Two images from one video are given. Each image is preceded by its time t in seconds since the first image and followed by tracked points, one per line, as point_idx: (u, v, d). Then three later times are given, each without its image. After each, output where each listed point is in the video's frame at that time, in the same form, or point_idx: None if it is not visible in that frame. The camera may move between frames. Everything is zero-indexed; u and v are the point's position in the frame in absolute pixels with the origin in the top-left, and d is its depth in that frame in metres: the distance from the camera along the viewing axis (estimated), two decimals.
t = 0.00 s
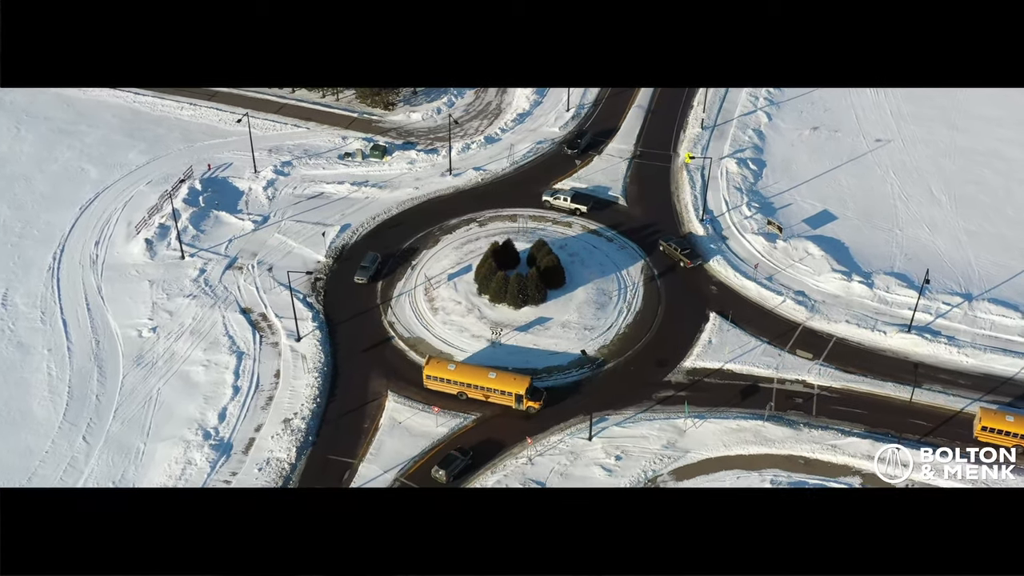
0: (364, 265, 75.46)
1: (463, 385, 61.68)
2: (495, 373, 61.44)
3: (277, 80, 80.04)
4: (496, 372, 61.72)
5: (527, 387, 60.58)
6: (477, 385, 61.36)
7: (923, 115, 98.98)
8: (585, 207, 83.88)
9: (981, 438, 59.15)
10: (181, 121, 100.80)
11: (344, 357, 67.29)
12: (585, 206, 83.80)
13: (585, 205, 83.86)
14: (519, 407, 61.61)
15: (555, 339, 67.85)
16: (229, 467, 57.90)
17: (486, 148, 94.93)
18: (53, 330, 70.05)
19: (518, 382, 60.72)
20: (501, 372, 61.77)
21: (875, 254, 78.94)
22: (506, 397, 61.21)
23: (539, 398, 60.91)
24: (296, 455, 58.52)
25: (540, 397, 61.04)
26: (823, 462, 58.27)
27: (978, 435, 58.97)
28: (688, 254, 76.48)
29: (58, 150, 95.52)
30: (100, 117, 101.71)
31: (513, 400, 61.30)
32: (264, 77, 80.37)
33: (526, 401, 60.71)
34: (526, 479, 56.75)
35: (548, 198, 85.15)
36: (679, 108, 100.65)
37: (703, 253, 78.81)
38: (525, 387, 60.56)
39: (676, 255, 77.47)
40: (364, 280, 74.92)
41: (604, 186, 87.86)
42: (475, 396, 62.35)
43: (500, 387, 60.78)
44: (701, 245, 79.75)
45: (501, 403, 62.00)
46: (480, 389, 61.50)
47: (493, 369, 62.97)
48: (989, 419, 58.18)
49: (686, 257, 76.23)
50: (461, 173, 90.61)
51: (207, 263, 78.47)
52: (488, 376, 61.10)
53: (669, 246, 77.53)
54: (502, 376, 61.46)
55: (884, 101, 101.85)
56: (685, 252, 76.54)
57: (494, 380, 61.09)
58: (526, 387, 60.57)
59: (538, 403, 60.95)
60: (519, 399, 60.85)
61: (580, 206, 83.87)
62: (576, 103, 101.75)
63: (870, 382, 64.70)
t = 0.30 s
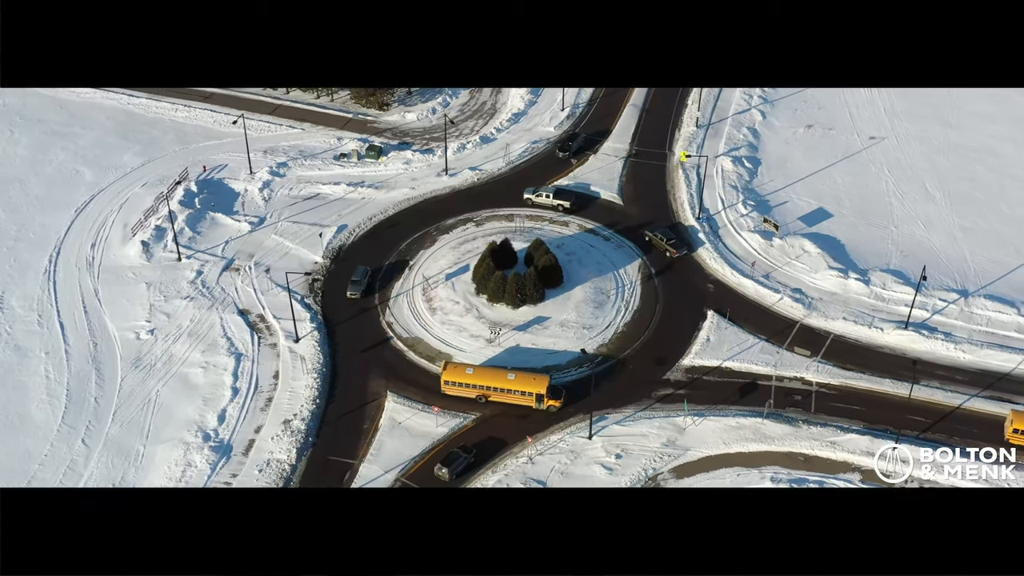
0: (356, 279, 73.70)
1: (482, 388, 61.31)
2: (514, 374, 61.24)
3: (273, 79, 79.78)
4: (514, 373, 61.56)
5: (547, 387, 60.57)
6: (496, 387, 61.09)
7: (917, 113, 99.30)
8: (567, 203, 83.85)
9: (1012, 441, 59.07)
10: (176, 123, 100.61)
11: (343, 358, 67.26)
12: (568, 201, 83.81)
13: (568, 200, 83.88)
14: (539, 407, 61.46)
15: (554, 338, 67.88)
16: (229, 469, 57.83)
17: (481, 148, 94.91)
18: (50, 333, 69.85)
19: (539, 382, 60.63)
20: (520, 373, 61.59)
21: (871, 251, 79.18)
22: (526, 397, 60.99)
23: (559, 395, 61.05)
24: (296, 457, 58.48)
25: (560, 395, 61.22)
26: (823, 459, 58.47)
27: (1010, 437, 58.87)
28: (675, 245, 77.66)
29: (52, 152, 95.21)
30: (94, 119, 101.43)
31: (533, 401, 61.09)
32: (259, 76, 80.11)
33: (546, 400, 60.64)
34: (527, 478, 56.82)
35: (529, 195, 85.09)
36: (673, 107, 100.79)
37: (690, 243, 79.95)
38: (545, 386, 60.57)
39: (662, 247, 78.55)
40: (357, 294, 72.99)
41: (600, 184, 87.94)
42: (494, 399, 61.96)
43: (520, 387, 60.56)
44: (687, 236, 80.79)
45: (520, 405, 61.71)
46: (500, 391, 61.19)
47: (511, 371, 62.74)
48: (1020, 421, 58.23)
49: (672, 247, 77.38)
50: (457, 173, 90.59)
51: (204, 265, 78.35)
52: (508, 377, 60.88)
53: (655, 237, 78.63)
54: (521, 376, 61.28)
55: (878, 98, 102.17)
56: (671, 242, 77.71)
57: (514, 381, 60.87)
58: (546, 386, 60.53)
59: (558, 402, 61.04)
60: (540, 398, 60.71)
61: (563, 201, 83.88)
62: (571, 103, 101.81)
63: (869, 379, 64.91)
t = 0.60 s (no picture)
0: (349, 293, 72.02)
1: (502, 390, 61.19)
2: (533, 374, 61.29)
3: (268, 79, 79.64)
4: (533, 372, 61.55)
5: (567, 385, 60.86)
6: (517, 388, 61.01)
7: (911, 110, 99.60)
8: (550, 199, 84.64)
9: None
10: (170, 124, 100.38)
11: (341, 358, 67.21)
12: (550, 198, 84.63)
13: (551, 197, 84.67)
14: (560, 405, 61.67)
15: (552, 337, 67.93)
16: (229, 469, 57.77)
17: (477, 148, 94.89)
18: (47, 336, 69.64)
19: (558, 380, 60.79)
20: (539, 372, 61.60)
21: (867, 248, 79.37)
22: (548, 396, 61.10)
23: (579, 394, 61.64)
24: (296, 457, 58.43)
25: (579, 392, 61.84)
26: (821, 455, 58.67)
27: None
28: (660, 234, 78.97)
29: (47, 154, 94.91)
30: (88, 120, 101.14)
31: (553, 399, 61.20)
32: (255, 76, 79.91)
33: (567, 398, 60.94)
34: (528, 477, 56.91)
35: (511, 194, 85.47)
36: (668, 105, 100.92)
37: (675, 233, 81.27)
38: (566, 384, 60.79)
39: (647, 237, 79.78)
40: (352, 309, 71.28)
41: (596, 183, 88.01)
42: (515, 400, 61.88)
43: (541, 387, 60.60)
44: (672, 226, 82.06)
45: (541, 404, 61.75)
46: (520, 392, 61.11)
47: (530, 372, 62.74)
48: None
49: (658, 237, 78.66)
50: (453, 173, 90.54)
51: (201, 266, 78.20)
52: (528, 378, 60.89)
53: (641, 228, 79.82)
54: (540, 376, 61.29)
55: (872, 96, 102.47)
56: (656, 232, 79.01)
57: (533, 381, 60.94)
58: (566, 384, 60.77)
59: (578, 399, 61.59)
60: (560, 396, 60.91)
61: (547, 198, 84.60)
62: (566, 102, 101.88)
63: (867, 375, 65.11)
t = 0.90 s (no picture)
0: (346, 310, 70.17)
1: (523, 390, 60.89)
2: (552, 373, 60.89)
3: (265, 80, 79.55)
4: (553, 371, 61.22)
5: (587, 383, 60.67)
6: (537, 388, 60.79)
7: (905, 108, 99.91)
8: (531, 197, 85.36)
9: None
10: (165, 125, 100.15)
11: (340, 359, 67.15)
12: (531, 196, 85.30)
13: (531, 195, 85.34)
14: (579, 402, 61.68)
15: (551, 336, 67.95)
16: (229, 470, 57.70)
17: (472, 147, 94.88)
18: (44, 338, 69.43)
19: (579, 379, 60.57)
20: (559, 371, 61.19)
21: (863, 245, 79.58)
22: (569, 394, 61.00)
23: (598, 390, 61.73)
24: (296, 457, 58.39)
25: (598, 390, 61.83)
26: (820, 452, 58.83)
27: None
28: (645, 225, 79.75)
29: (41, 156, 94.63)
30: (83, 122, 100.86)
31: (574, 397, 61.14)
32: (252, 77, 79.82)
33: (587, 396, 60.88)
34: (528, 475, 56.97)
35: (492, 193, 85.54)
36: (663, 104, 101.08)
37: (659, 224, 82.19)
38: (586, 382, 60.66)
39: (632, 228, 80.50)
40: (348, 326, 69.54)
41: (593, 182, 88.08)
42: (534, 399, 61.70)
43: (562, 386, 60.48)
44: (656, 218, 83.04)
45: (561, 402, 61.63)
46: (541, 391, 60.93)
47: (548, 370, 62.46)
48: None
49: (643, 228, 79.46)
50: (449, 173, 90.51)
51: (198, 267, 78.06)
52: (548, 377, 60.48)
53: (626, 219, 80.50)
54: (560, 375, 60.93)
55: (866, 94, 102.79)
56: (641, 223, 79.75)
57: (554, 380, 60.60)
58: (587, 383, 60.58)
59: (598, 396, 61.65)
60: (582, 394, 60.84)
61: (529, 196, 85.16)
62: (561, 101, 101.99)
63: (865, 372, 65.30)
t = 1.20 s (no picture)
0: (343, 327, 68.35)
1: (544, 389, 60.87)
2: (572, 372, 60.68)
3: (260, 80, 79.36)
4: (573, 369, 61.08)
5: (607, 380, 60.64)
6: (558, 387, 60.67)
7: (897, 105, 100.30)
8: (513, 195, 85.64)
9: None
10: (159, 126, 99.90)
11: (338, 359, 67.09)
12: (513, 194, 85.60)
13: (513, 194, 85.64)
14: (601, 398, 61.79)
15: (549, 335, 68.01)
16: (229, 471, 57.65)
17: (467, 147, 94.90)
18: (41, 340, 69.23)
19: (599, 376, 60.49)
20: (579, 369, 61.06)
21: (858, 242, 79.86)
22: (590, 391, 60.99)
23: (620, 385, 61.67)
24: (296, 458, 58.38)
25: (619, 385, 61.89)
26: (818, 449, 59.07)
27: None
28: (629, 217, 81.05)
29: (35, 158, 94.33)
30: (76, 123, 100.54)
31: (595, 394, 61.24)
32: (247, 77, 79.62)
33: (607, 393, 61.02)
34: (528, 474, 57.12)
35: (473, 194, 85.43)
36: (657, 103, 101.29)
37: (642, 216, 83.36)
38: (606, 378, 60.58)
39: (615, 220, 81.79)
40: (345, 343, 67.70)
41: (589, 181, 88.21)
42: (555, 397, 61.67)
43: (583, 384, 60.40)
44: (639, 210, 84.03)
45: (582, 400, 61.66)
46: (562, 390, 60.88)
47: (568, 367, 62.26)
48: None
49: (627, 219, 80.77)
50: (445, 173, 90.49)
51: (194, 268, 77.91)
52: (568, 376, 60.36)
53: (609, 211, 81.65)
54: (580, 373, 60.76)
55: (859, 92, 103.15)
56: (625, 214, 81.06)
57: (574, 378, 60.47)
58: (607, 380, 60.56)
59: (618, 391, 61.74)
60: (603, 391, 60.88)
61: (510, 195, 85.52)
62: (556, 100, 102.11)
63: (861, 369, 65.56)
